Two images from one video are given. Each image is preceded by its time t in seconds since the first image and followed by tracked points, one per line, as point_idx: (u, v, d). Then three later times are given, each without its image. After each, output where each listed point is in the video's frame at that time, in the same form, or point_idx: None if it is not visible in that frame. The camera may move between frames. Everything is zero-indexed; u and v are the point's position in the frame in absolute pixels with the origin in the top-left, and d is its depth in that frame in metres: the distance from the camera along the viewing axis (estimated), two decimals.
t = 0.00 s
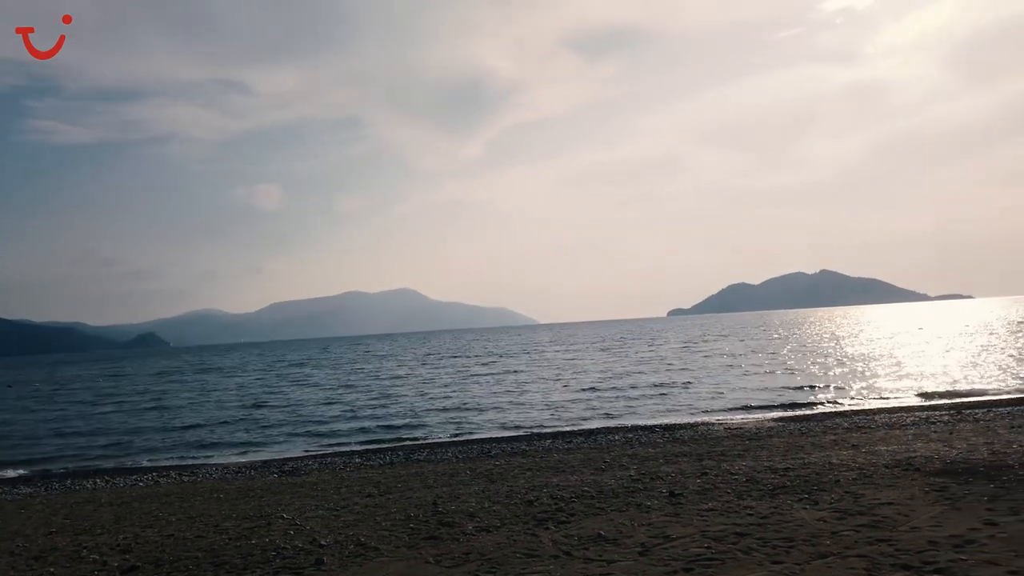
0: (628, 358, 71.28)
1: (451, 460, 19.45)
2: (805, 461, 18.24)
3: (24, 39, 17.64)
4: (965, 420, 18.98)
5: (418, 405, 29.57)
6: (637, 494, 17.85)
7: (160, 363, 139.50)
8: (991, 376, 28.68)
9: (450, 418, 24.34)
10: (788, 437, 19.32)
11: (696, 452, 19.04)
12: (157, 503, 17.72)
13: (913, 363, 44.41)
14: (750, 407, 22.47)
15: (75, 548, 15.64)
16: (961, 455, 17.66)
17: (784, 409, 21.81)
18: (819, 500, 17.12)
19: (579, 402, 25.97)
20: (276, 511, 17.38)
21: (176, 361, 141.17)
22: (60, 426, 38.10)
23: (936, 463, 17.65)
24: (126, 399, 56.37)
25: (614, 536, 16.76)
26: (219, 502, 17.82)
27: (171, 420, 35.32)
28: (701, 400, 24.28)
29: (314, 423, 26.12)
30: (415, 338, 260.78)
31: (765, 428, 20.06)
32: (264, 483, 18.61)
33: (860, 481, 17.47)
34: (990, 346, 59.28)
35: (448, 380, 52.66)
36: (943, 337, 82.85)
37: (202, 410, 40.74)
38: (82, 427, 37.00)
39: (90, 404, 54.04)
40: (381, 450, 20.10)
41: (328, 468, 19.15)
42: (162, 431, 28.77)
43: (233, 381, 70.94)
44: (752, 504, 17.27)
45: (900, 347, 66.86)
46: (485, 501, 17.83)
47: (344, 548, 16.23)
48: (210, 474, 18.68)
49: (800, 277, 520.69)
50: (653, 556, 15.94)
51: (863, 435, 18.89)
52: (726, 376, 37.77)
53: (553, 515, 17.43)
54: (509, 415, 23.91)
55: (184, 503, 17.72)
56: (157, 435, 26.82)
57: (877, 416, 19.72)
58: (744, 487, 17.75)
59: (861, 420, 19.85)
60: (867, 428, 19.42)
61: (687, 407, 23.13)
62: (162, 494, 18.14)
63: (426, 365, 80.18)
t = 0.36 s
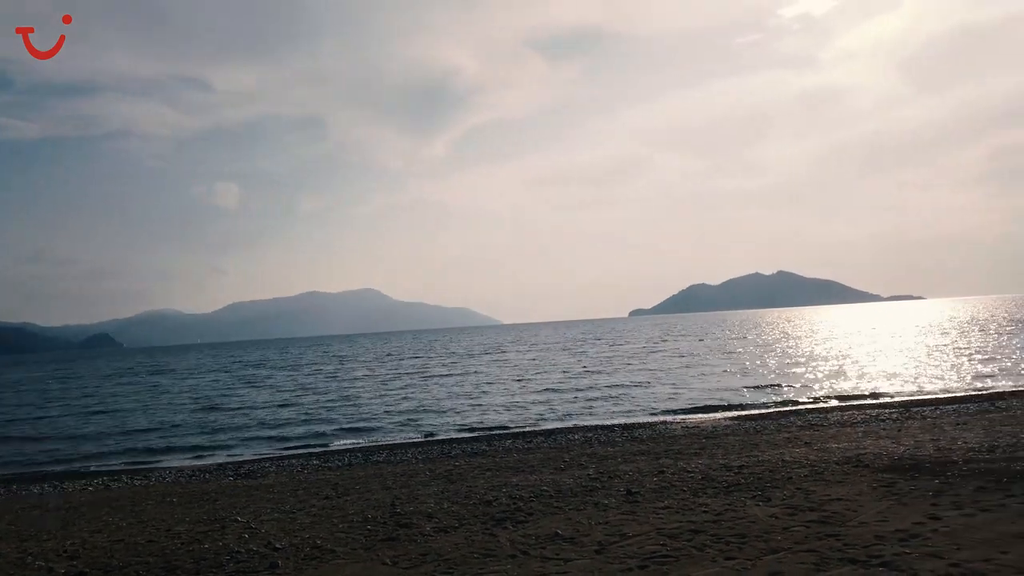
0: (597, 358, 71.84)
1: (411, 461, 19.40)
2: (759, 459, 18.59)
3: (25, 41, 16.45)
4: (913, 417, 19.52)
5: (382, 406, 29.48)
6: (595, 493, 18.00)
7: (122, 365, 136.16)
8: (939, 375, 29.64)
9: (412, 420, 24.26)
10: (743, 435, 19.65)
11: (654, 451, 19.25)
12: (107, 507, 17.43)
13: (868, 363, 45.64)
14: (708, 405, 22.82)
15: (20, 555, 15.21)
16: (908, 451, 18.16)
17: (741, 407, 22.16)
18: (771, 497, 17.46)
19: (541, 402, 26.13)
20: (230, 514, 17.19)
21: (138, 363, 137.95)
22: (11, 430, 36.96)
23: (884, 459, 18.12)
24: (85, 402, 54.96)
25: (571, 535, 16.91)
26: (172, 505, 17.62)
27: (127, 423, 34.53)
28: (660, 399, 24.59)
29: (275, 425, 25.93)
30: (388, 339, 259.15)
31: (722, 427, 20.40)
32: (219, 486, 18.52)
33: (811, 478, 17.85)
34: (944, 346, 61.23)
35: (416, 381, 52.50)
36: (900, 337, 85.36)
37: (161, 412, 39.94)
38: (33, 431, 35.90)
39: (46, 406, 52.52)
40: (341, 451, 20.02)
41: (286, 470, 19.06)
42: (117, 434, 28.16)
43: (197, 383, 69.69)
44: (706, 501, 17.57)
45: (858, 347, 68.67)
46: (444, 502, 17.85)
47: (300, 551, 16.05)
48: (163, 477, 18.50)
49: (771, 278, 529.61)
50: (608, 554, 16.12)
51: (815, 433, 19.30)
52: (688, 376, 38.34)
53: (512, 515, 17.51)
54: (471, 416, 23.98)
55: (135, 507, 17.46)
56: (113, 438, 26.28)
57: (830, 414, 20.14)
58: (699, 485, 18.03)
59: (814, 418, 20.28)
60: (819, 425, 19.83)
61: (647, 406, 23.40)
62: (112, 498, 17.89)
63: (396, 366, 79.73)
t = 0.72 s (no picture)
0: (538, 363, 72.58)
1: (331, 475, 19.47)
2: (675, 462, 19.15)
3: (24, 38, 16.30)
4: (820, 419, 20.54)
5: (311, 418, 29.05)
6: (516, 501, 18.14)
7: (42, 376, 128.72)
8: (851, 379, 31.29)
9: (338, 432, 24.12)
10: (661, 440, 20.27)
11: (573, 458, 19.69)
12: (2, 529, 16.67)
13: (792, 367, 47.79)
14: (630, 411, 23.43)
15: None
16: (814, 452, 19.06)
17: (661, 411, 22.83)
18: (686, 500, 17.96)
19: (470, 411, 26.28)
20: (136, 534, 16.48)
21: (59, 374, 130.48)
22: None
23: (792, 460, 18.95)
24: None
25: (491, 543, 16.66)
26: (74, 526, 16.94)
27: (37, 439, 32.80)
28: (586, 406, 25.10)
29: (195, 440, 25.55)
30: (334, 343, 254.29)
31: (641, 432, 21.02)
32: (127, 504, 18.29)
33: (724, 480, 18.47)
34: (863, 349, 64.72)
35: (354, 388, 51.82)
36: (825, 341, 89.73)
37: (78, 426, 38.10)
38: None
39: None
40: (257, 466, 20.18)
41: (199, 487, 19.22)
42: (21, 452, 26.60)
43: (124, 394, 66.67)
44: (624, 506, 17.91)
45: (787, 352, 71.71)
46: (363, 514, 17.61)
47: (210, 569, 15.17)
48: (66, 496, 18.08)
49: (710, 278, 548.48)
50: (529, 561, 15.78)
51: (728, 436, 20.04)
52: (621, 382, 39.18)
53: (432, 523, 17.32)
54: (398, 426, 23.95)
55: (33, 528, 16.78)
56: (17, 456, 25.03)
57: (742, 418, 20.99)
58: (617, 489, 18.42)
59: (728, 421, 21.08)
60: (733, 428, 20.61)
61: (571, 412, 23.92)
62: (9, 519, 17.25)
63: (336, 373, 78.38)
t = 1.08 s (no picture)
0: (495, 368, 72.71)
1: (272, 482, 19.37)
2: (618, 465, 19.43)
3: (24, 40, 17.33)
4: (759, 421, 21.16)
5: (256, 427, 28.61)
6: (460, 506, 18.03)
7: None
8: (792, 382, 32.26)
9: (283, 439, 23.92)
10: (605, 443, 20.59)
11: (519, 462, 19.82)
12: None
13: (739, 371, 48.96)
14: (577, 415, 23.76)
15: None
16: (752, 453, 19.62)
17: (607, 414, 23.23)
18: (628, 502, 18.21)
19: (419, 417, 26.30)
20: (65, 548, 15.74)
21: None
22: None
23: (731, 461, 19.45)
24: None
25: (434, 549, 16.27)
26: None
27: None
28: (534, 410, 25.35)
29: (134, 451, 25.06)
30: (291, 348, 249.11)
31: (585, 436, 21.38)
32: (55, 515, 17.76)
33: (665, 482, 18.82)
34: (809, 352, 66.76)
35: (306, 395, 51.00)
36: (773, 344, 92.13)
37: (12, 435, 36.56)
38: None
39: None
40: (194, 474, 20.05)
41: (133, 496, 18.93)
42: None
43: (61, 402, 63.94)
44: (568, 509, 18.02)
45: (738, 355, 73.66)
46: (304, 522, 17.29)
47: None
48: None
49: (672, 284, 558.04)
50: (472, 566, 15.43)
51: (671, 438, 20.46)
52: (573, 386, 39.59)
53: (375, 529, 17.04)
54: (345, 433, 23.84)
55: None
56: None
57: (684, 420, 21.49)
58: (561, 492, 18.57)
59: (671, 424, 21.54)
60: (675, 431, 21.08)
61: (518, 416, 24.22)
62: None
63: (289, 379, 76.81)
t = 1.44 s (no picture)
0: (473, 372, 72.62)
1: (240, 490, 19.26)
2: (588, 469, 19.52)
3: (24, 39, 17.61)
4: (727, 424, 21.43)
5: (227, 434, 28.35)
6: (430, 512, 17.91)
7: None
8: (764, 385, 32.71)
9: (253, 448, 23.82)
10: (575, 447, 20.70)
11: (489, 467, 19.83)
12: None
13: (713, 374, 49.46)
14: (548, 420, 23.89)
15: None
16: (720, 456, 19.86)
17: (579, 418, 23.38)
18: (598, 507, 18.28)
19: (392, 423, 26.28)
20: (25, 559, 15.35)
21: None
22: None
23: (700, 464, 19.64)
24: None
25: (403, 556, 16.02)
26: None
27: None
28: (506, 415, 25.46)
29: (100, 460, 24.78)
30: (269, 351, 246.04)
31: (556, 440, 21.51)
32: (16, 525, 17.43)
33: (634, 486, 18.95)
34: (784, 355, 67.65)
35: (281, 400, 50.49)
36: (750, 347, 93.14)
37: None
38: None
39: None
40: (160, 484, 19.96)
41: (96, 506, 18.68)
42: None
43: (28, 409, 62.47)
44: (538, 514, 18.02)
45: (714, 358, 74.52)
46: (272, 530, 17.06)
47: None
48: None
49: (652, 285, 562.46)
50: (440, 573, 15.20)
51: (641, 442, 20.63)
52: (548, 390, 39.77)
53: (344, 536, 16.84)
54: (316, 439, 23.75)
55: None
56: None
57: (655, 424, 21.68)
58: (531, 497, 18.58)
59: (642, 428, 21.71)
60: (645, 435, 21.27)
61: (490, 421, 24.35)
62: None
63: (266, 384, 75.93)
